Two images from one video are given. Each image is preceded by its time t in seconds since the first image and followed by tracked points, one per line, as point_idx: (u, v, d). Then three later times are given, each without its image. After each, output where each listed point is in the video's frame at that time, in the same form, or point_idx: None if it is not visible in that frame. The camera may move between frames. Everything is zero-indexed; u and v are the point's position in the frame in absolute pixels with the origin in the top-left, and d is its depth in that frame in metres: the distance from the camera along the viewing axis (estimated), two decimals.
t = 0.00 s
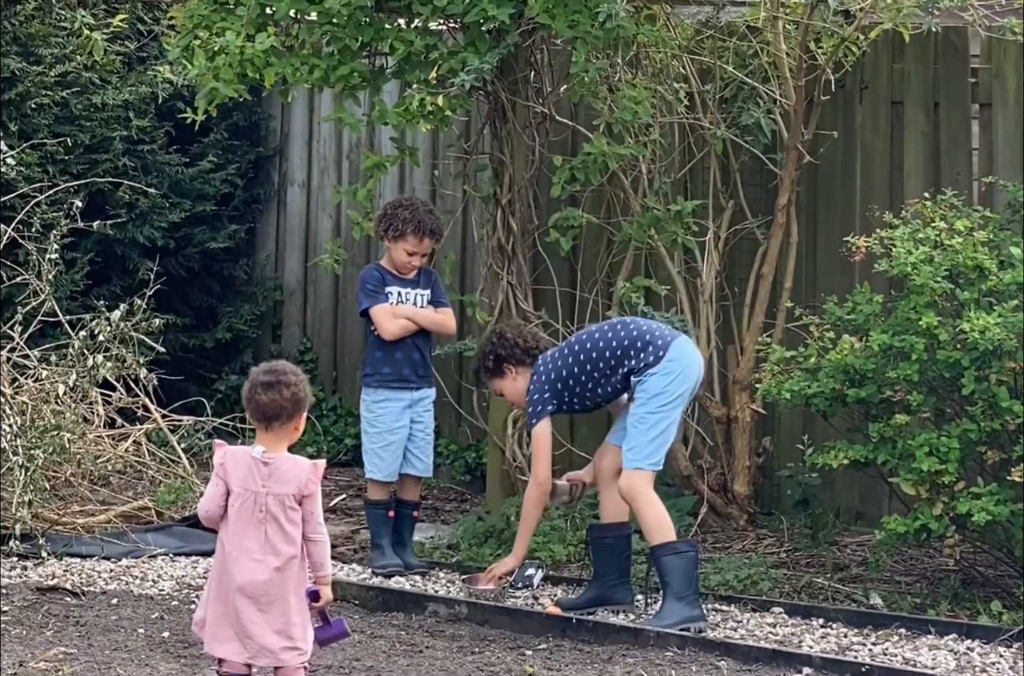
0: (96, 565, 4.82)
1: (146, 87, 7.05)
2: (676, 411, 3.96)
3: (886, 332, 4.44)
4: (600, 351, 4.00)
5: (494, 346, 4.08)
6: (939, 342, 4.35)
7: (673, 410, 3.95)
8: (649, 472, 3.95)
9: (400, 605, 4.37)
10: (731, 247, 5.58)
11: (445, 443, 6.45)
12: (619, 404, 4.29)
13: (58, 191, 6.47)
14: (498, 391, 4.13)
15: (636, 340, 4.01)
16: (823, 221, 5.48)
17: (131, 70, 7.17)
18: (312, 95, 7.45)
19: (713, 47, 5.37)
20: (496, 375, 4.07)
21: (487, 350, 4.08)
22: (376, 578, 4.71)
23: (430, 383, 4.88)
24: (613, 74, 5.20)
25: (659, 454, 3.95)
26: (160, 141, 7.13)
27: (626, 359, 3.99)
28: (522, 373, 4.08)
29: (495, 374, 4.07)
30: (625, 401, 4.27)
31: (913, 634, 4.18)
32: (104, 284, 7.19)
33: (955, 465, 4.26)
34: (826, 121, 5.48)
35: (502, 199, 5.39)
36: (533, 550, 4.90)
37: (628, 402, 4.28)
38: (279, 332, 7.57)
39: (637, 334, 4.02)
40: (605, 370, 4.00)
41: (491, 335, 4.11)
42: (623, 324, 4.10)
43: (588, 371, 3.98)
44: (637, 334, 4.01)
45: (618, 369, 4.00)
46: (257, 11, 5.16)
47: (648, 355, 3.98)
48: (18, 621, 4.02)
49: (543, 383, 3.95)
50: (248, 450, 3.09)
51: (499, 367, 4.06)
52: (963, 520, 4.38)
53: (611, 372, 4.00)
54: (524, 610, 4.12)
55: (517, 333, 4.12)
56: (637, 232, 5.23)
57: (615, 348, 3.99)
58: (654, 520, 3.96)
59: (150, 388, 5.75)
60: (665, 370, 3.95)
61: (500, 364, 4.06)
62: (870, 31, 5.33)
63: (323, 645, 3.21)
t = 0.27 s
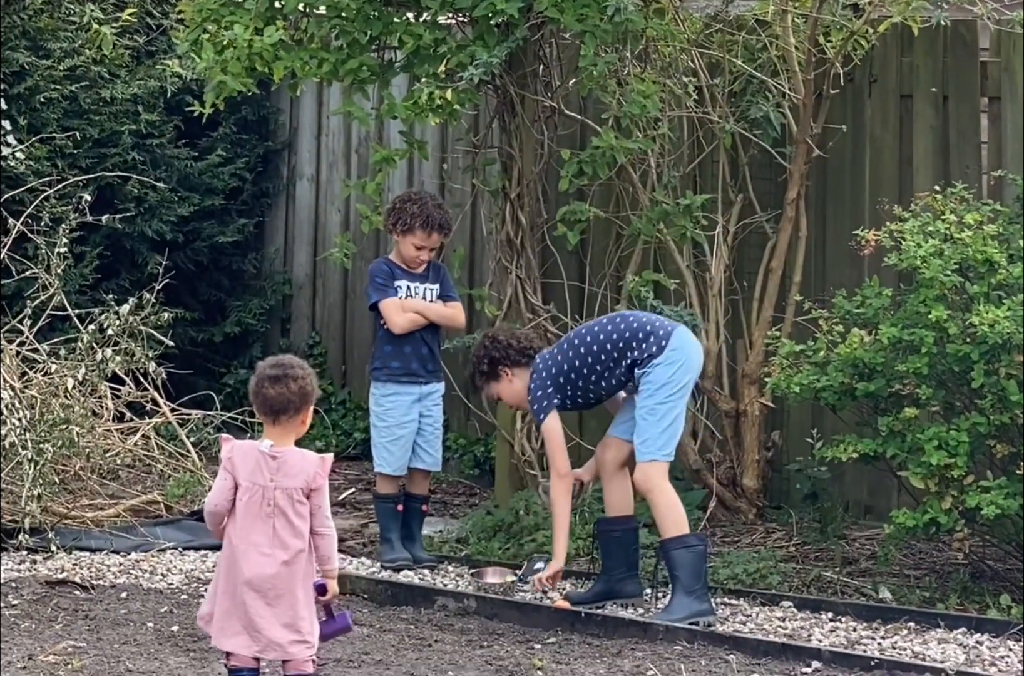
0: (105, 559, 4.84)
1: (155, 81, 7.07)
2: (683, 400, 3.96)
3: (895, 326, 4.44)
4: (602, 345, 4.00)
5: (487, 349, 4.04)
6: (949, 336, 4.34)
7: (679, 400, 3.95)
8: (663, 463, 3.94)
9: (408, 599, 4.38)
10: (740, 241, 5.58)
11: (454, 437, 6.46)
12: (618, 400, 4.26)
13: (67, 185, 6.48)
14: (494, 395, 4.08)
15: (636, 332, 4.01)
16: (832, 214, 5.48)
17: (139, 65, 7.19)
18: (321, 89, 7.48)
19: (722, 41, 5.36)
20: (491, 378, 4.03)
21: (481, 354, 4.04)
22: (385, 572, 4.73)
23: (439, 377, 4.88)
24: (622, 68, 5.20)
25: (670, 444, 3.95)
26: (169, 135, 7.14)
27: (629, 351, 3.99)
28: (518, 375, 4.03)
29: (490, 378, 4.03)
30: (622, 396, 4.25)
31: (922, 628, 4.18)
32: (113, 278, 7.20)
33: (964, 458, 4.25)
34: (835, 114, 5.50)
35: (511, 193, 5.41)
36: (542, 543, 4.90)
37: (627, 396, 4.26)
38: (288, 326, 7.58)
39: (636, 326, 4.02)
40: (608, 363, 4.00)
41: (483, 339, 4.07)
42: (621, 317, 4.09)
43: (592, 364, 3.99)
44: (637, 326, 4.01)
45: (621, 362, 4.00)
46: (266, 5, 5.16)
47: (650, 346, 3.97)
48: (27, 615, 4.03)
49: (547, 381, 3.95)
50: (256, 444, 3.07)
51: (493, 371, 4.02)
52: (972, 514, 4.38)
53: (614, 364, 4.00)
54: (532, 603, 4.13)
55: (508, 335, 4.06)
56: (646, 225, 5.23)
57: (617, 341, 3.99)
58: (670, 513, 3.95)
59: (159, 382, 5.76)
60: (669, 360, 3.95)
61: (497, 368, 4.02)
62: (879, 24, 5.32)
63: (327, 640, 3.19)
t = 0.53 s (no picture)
0: (116, 552, 4.85)
1: (166, 75, 7.08)
2: (694, 394, 3.97)
3: (906, 318, 4.43)
4: (616, 345, 3.98)
5: (494, 356, 3.87)
6: (960, 328, 4.33)
7: (692, 394, 3.96)
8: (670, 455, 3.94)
9: (419, 592, 4.39)
10: (750, 233, 5.57)
11: (464, 430, 6.47)
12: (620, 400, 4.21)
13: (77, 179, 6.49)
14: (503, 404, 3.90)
15: (648, 329, 4.00)
16: (842, 206, 5.48)
17: (150, 58, 7.20)
18: (331, 82, 7.48)
19: (733, 33, 5.35)
20: (502, 386, 3.85)
21: (489, 362, 3.86)
22: (395, 565, 4.73)
23: (450, 370, 4.89)
24: (632, 61, 5.20)
25: (680, 437, 3.96)
26: (180, 129, 7.16)
27: (642, 349, 3.98)
28: (530, 382, 3.87)
29: (501, 386, 3.85)
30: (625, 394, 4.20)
31: (932, 621, 4.18)
32: (123, 272, 7.21)
33: (974, 451, 4.24)
34: (846, 106, 5.50)
35: (521, 186, 5.39)
36: (552, 536, 4.90)
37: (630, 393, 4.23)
38: (298, 319, 7.59)
39: (647, 323, 4.01)
40: (624, 363, 3.99)
41: (487, 347, 3.89)
42: (628, 314, 4.08)
43: (609, 367, 3.97)
44: (647, 323, 4.00)
45: (636, 361, 3.99)
46: None
47: (662, 343, 3.97)
48: (38, 608, 4.05)
49: (562, 382, 3.88)
50: (265, 434, 3.08)
51: (503, 379, 3.85)
52: (983, 506, 4.37)
53: (630, 364, 3.99)
54: (543, 597, 4.13)
55: (513, 341, 3.93)
56: (656, 218, 5.22)
57: (631, 341, 3.98)
58: (677, 507, 3.96)
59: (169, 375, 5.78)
60: (680, 355, 3.96)
61: (510, 375, 3.84)
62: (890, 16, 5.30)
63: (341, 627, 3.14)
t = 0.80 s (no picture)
0: (127, 545, 4.87)
1: (176, 68, 7.09)
2: (707, 386, 3.97)
3: (916, 310, 4.42)
4: (629, 339, 3.97)
5: (506, 353, 3.87)
6: (971, 321, 4.32)
7: (704, 386, 3.96)
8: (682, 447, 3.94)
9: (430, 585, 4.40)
10: (761, 225, 5.56)
11: (474, 423, 6.49)
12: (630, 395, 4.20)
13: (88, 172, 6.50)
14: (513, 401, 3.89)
15: (660, 322, 3.99)
16: (853, 199, 5.45)
17: (160, 51, 7.21)
18: (341, 74, 7.46)
19: (742, 26, 5.33)
20: (514, 383, 3.85)
21: (501, 360, 3.86)
22: (406, 558, 4.75)
23: (460, 364, 4.89)
24: (641, 53, 5.22)
25: (692, 429, 3.95)
26: (190, 122, 7.17)
27: (655, 343, 3.98)
28: (541, 377, 3.88)
29: (513, 383, 3.85)
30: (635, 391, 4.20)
31: (943, 613, 4.17)
32: (134, 265, 7.23)
33: (985, 443, 4.24)
34: (857, 100, 5.44)
35: (531, 179, 5.40)
36: (563, 529, 4.91)
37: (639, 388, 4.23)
38: (309, 312, 7.60)
39: (660, 316, 4.00)
40: (637, 357, 3.98)
41: (497, 344, 3.88)
42: (640, 307, 4.07)
43: (622, 360, 3.96)
44: (660, 317, 3.99)
45: (649, 355, 3.99)
46: None
47: (675, 336, 3.97)
48: (49, 601, 4.07)
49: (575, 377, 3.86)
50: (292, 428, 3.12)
51: (515, 376, 3.84)
52: (994, 499, 4.36)
53: (643, 358, 3.99)
54: (554, 590, 4.14)
55: (524, 337, 3.92)
56: (666, 211, 5.22)
57: (644, 335, 3.97)
58: (691, 501, 3.96)
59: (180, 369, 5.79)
60: (693, 348, 3.96)
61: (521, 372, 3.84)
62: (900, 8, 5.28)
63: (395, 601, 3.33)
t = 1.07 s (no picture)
0: (137, 539, 4.87)
1: (185, 62, 7.10)
2: (717, 376, 3.97)
3: (926, 304, 4.41)
4: (636, 327, 3.97)
5: (512, 339, 3.88)
6: (981, 314, 4.30)
7: (715, 376, 3.95)
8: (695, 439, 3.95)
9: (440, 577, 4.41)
10: (771, 218, 5.56)
11: (484, 416, 6.50)
12: (640, 387, 4.24)
13: (98, 166, 6.51)
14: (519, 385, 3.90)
15: (670, 311, 3.99)
16: (863, 192, 5.46)
17: (169, 45, 7.22)
18: (351, 68, 7.48)
19: (752, 19, 5.30)
20: (520, 368, 3.87)
21: (507, 345, 3.87)
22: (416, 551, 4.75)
23: (470, 357, 4.90)
24: (652, 46, 5.21)
25: (703, 419, 3.95)
26: (200, 115, 7.18)
27: (664, 332, 3.97)
28: (547, 363, 3.89)
29: (519, 368, 3.87)
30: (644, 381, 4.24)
31: (953, 606, 4.17)
32: (143, 258, 7.24)
33: (995, 436, 4.23)
34: (867, 93, 5.47)
35: (541, 172, 5.39)
36: (573, 522, 4.91)
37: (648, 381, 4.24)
38: (318, 305, 7.61)
39: (669, 305, 4.00)
40: (644, 345, 3.98)
41: (503, 330, 3.90)
42: (649, 296, 4.07)
43: (629, 347, 3.96)
44: (669, 306, 3.99)
45: (657, 343, 3.98)
46: None
47: (683, 325, 3.96)
48: (59, 595, 4.08)
49: (580, 365, 3.88)
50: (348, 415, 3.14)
51: (520, 361, 3.86)
52: (1004, 492, 4.36)
53: (651, 346, 3.98)
54: (564, 583, 4.15)
55: (530, 323, 3.93)
56: (676, 204, 5.21)
57: (652, 322, 3.97)
58: (703, 493, 3.97)
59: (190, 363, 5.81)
60: (703, 337, 3.95)
61: (530, 356, 3.86)
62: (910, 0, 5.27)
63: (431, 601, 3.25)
